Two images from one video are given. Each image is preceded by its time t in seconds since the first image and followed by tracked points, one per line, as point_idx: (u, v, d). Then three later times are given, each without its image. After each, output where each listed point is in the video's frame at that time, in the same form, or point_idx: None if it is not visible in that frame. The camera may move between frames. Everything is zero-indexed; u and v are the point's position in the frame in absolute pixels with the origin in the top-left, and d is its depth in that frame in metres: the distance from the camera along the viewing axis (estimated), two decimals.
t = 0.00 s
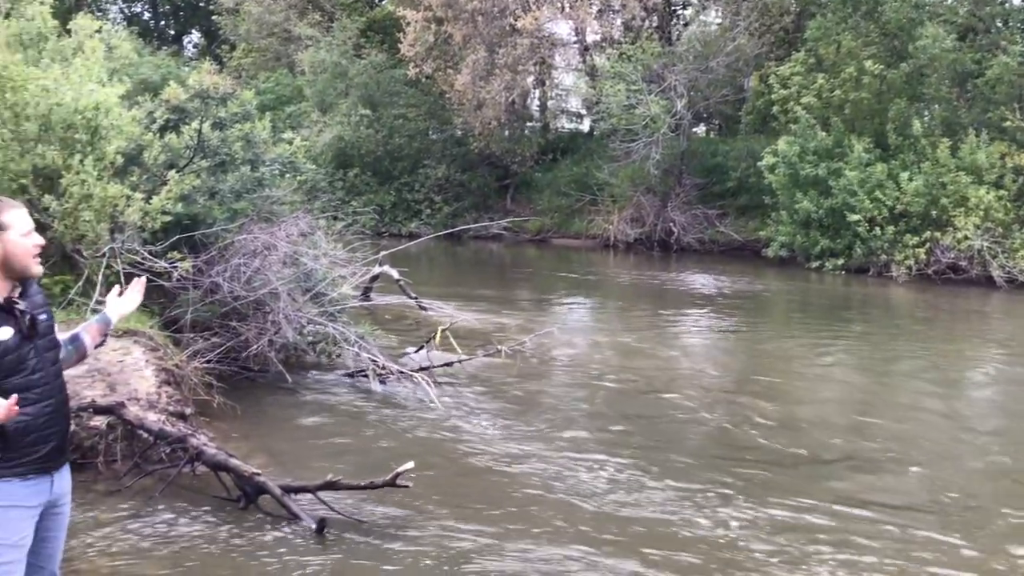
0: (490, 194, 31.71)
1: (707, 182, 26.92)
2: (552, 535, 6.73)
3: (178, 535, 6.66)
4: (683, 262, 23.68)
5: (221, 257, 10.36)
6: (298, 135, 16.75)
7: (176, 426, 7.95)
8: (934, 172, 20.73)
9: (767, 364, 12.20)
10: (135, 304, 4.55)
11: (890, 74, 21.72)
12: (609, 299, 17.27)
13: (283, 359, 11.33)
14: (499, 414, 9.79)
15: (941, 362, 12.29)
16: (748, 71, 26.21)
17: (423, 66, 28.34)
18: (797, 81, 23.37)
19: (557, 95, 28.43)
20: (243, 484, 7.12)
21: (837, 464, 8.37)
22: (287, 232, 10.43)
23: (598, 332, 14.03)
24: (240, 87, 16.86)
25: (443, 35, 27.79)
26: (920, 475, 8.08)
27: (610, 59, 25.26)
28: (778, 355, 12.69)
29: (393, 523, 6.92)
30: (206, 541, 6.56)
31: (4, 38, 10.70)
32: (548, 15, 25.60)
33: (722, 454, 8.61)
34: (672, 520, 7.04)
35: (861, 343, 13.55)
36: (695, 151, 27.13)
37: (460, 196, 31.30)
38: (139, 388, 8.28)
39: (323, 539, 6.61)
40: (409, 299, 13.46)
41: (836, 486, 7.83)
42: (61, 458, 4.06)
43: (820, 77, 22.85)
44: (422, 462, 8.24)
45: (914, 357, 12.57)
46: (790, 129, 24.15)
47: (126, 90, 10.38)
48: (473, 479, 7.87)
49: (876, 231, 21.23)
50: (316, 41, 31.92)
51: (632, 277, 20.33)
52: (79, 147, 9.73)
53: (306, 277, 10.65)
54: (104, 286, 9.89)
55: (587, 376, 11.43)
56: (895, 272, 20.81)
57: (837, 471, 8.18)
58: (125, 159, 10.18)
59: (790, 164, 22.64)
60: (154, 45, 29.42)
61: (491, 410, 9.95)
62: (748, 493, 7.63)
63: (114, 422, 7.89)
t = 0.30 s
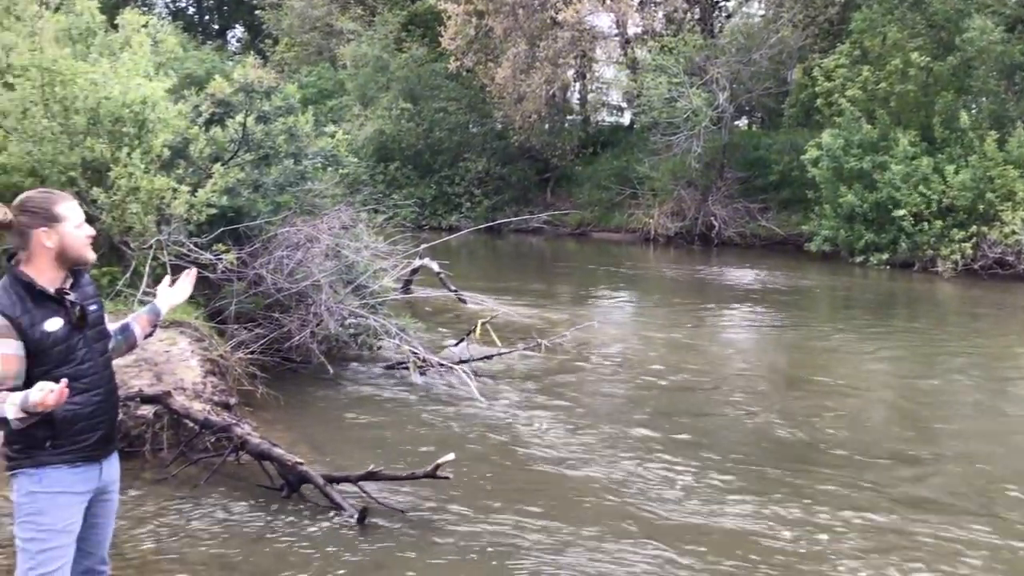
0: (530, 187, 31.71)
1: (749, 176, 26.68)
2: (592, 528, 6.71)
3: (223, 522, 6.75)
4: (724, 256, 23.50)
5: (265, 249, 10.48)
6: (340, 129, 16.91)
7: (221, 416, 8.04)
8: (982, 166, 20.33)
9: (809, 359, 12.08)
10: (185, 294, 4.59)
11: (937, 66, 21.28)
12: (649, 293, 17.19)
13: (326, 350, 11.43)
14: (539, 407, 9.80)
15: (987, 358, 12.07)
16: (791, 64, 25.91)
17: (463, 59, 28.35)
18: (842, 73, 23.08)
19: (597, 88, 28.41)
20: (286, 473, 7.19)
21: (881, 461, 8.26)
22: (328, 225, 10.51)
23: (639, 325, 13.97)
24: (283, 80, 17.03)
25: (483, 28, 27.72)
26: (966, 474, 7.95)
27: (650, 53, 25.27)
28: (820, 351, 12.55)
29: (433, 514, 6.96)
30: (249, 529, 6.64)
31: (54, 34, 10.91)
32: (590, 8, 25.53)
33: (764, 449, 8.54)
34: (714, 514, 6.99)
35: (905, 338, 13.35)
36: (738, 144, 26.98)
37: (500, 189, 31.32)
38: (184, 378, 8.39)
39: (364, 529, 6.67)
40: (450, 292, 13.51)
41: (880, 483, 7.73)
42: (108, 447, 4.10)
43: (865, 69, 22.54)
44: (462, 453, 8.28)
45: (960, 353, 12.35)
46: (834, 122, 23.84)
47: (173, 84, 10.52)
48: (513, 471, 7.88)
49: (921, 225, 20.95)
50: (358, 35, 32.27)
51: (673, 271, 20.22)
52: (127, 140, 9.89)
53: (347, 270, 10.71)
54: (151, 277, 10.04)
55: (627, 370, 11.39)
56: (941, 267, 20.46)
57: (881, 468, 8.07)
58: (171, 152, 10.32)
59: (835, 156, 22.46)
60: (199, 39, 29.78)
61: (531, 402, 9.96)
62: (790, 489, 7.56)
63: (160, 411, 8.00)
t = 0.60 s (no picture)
0: (569, 180, 31.65)
1: (791, 168, 26.46)
2: (630, 520, 6.71)
3: (265, 510, 6.84)
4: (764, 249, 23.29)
5: (306, 241, 10.59)
6: (380, 122, 17.02)
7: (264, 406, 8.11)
8: None
9: (851, 352, 11.95)
10: (230, 285, 4.70)
11: (982, 56, 20.87)
12: (688, 285, 17.09)
13: (366, 341, 11.52)
14: (578, 398, 9.81)
15: None
16: (833, 53, 25.55)
17: (502, 51, 28.37)
18: (885, 63, 22.73)
19: (636, 80, 28.29)
20: (327, 462, 7.27)
21: (925, 457, 8.16)
22: (369, 217, 10.58)
23: (678, 318, 13.91)
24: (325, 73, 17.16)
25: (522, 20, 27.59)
26: (1012, 471, 7.82)
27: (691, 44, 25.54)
28: (864, 344, 12.42)
29: (472, 504, 6.99)
30: (291, 517, 6.73)
31: (100, 28, 11.11)
32: None
33: (806, 443, 8.48)
34: (752, 509, 6.95)
35: (950, 332, 13.14)
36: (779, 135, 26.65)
37: (538, 181, 31.27)
38: (227, 369, 8.50)
39: (405, 519, 6.72)
40: (488, 283, 13.53)
41: (923, 479, 7.64)
42: (155, 435, 4.17)
43: (909, 59, 22.19)
44: (502, 444, 8.31)
45: (1007, 348, 12.14)
46: (877, 113, 23.52)
47: (217, 78, 10.65)
48: (552, 462, 7.89)
49: (965, 217, 20.68)
50: (397, 28, 32.48)
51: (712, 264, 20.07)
52: (172, 134, 10.00)
53: (387, 262, 10.78)
54: (195, 269, 10.18)
55: (666, 362, 11.37)
56: (986, 260, 20.09)
57: (925, 464, 7.97)
58: (215, 144, 10.44)
59: (878, 147, 22.15)
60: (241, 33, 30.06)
61: (570, 394, 9.97)
62: (830, 484, 7.50)
63: (205, 401, 8.10)
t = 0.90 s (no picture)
0: (604, 172, 31.52)
1: (830, 161, 26.03)
2: (665, 516, 6.71)
3: (304, 501, 6.91)
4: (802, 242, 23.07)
5: (344, 234, 10.66)
6: (417, 115, 17.05)
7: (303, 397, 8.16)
8: None
9: (892, 347, 11.81)
10: (276, 280, 4.71)
11: None
12: (725, 279, 16.96)
13: (403, 334, 11.57)
14: (614, 391, 9.79)
15: None
16: (873, 44, 25.19)
17: (538, 44, 28.32)
18: (926, 54, 22.33)
19: (672, 72, 28.16)
20: (366, 454, 7.32)
21: (967, 456, 8.05)
22: (406, 210, 10.61)
23: (715, 312, 13.83)
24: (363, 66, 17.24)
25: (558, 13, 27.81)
26: None
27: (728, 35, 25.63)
28: (904, 338, 12.26)
29: (509, 497, 7.01)
30: (330, 507, 6.79)
31: (141, 24, 11.29)
32: None
33: (845, 439, 8.41)
34: (789, 506, 6.91)
35: (994, 326, 12.93)
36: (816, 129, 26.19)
37: (574, 174, 31.17)
38: (267, 361, 8.58)
39: (442, 510, 6.75)
40: (524, 276, 13.53)
41: (964, 478, 7.54)
42: (197, 426, 4.23)
43: (951, 50, 21.84)
44: (539, 437, 8.33)
45: None
46: (918, 104, 23.17)
47: (256, 73, 10.74)
48: (588, 456, 7.88)
49: (1008, 210, 20.31)
50: (433, 21, 32.51)
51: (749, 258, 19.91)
52: (212, 128, 10.11)
53: (424, 255, 10.81)
54: (235, 262, 10.30)
55: (703, 356, 11.30)
56: None
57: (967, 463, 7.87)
58: (254, 138, 10.55)
59: (918, 138, 21.78)
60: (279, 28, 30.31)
61: (607, 387, 9.95)
62: (869, 481, 7.43)
63: (245, 392, 8.17)
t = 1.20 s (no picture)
0: (637, 167, 31.37)
1: (866, 156, 25.76)
2: (696, 512, 6.69)
3: (338, 493, 6.97)
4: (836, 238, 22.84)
5: (377, 229, 10.71)
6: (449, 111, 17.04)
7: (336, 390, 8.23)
8: None
9: (929, 344, 11.68)
10: (313, 279, 4.74)
11: None
12: (758, 275, 16.84)
13: (435, 329, 11.61)
14: (647, 387, 9.77)
15: None
16: (909, 37, 24.87)
17: (570, 39, 28.29)
18: (964, 47, 21.99)
19: (705, 67, 28.07)
20: (399, 448, 7.37)
21: (1004, 455, 7.96)
22: (438, 205, 10.64)
23: (749, 308, 13.74)
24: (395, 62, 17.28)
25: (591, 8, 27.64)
26: None
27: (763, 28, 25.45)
28: (941, 335, 12.13)
29: (541, 491, 7.02)
30: (363, 500, 6.85)
31: (178, 21, 11.41)
32: None
33: (880, 438, 8.33)
34: (823, 504, 6.86)
35: None
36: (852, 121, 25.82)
37: (606, 169, 31.00)
38: (302, 355, 8.66)
39: (474, 504, 6.78)
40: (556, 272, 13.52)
41: (1001, 478, 7.46)
42: (234, 418, 4.27)
43: (990, 43, 21.52)
44: (571, 432, 8.33)
45: None
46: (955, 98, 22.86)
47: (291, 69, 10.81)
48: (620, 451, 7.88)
49: None
50: (465, 16, 32.51)
51: (783, 253, 19.74)
52: (247, 124, 10.21)
53: (456, 250, 10.83)
54: (269, 257, 10.39)
55: (737, 352, 11.24)
56: None
57: (1004, 464, 7.78)
58: (288, 134, 10.63)
59: (956, 133, 21.49)
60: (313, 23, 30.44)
61: (640, 383, 9.93)
62: (904, 480, 7.37)
63: (279, 385, 8.26)
